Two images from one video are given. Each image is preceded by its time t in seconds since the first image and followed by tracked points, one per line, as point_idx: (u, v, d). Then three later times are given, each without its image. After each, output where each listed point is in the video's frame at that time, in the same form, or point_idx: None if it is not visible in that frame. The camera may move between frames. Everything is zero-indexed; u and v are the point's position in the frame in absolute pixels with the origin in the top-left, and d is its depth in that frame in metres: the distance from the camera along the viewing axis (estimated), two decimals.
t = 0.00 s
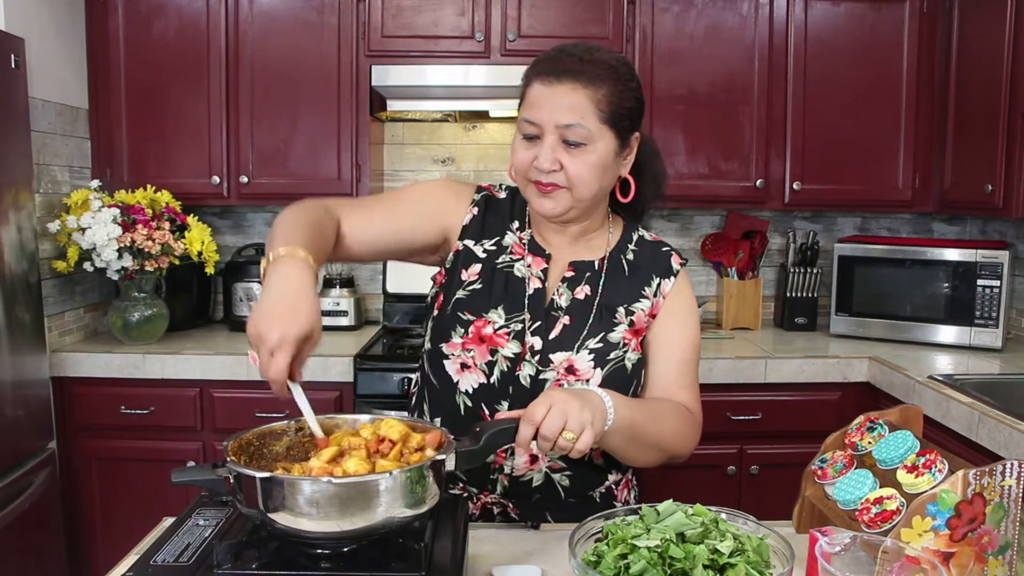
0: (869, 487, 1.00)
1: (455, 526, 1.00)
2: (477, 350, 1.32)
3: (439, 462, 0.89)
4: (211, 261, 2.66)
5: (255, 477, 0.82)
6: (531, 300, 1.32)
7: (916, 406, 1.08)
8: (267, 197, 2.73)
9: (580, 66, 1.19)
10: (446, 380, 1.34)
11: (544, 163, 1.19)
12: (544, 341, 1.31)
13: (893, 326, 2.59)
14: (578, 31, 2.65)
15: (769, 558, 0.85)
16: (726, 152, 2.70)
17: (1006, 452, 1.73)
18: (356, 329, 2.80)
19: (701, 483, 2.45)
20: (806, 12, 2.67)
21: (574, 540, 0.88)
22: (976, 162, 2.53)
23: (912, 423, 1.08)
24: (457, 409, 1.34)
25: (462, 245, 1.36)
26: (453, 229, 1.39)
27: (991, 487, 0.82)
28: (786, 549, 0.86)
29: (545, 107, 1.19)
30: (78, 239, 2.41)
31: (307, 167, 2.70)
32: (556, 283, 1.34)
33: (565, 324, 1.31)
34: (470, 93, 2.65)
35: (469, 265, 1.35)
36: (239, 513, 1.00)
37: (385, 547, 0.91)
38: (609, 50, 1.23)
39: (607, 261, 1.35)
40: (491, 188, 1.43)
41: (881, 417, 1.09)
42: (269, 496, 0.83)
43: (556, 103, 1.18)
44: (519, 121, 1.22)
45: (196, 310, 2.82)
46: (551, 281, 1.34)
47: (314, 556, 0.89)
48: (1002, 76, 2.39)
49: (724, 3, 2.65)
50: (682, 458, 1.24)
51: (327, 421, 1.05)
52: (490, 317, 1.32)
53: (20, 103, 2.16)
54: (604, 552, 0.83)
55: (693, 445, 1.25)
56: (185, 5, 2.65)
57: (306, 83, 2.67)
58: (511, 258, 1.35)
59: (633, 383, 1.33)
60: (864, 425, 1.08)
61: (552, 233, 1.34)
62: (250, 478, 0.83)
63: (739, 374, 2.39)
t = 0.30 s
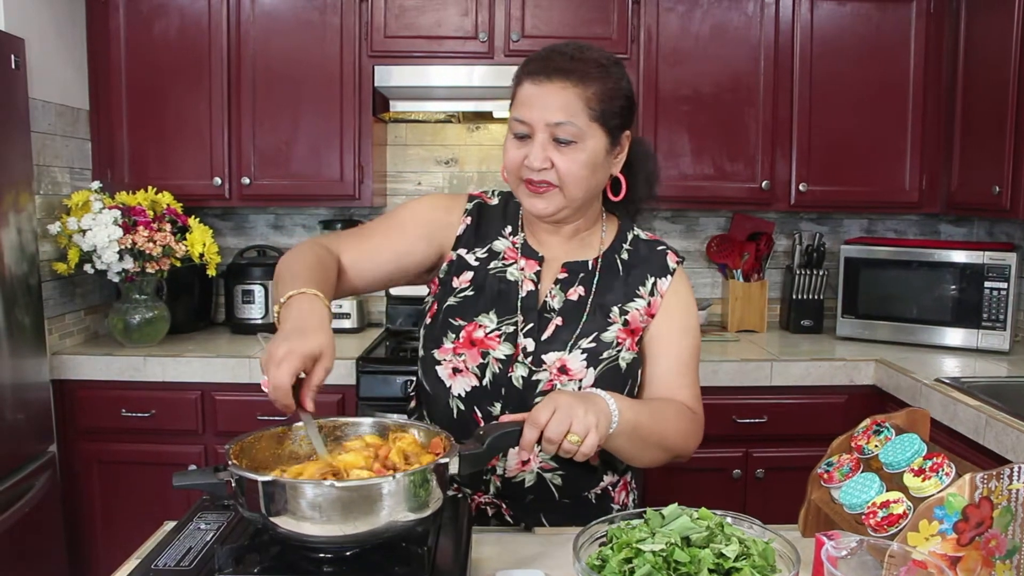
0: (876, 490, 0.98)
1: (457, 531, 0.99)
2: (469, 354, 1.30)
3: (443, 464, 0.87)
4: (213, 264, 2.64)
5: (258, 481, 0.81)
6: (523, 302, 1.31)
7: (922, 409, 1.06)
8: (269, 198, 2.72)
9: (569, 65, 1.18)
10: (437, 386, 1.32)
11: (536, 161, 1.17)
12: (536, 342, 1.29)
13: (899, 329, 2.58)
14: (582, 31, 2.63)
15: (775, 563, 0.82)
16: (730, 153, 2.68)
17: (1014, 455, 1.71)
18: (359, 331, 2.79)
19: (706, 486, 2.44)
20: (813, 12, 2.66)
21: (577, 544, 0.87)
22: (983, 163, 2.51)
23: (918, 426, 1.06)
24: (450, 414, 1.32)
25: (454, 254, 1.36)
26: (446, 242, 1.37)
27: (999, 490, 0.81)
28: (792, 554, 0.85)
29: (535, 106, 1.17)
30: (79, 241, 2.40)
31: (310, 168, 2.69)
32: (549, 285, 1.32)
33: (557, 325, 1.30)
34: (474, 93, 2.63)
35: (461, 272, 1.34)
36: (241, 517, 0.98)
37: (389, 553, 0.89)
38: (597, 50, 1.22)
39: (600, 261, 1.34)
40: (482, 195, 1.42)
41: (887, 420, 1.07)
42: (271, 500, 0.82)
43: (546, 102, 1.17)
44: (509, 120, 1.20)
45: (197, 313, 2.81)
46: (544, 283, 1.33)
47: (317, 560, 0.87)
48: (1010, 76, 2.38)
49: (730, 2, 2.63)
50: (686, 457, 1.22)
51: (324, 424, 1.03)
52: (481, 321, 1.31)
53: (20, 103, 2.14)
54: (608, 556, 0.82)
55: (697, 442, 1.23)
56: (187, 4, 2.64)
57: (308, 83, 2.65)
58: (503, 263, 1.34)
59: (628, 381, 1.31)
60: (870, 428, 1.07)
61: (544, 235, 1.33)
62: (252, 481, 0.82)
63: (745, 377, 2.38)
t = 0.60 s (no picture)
0: (884, 494, 0.96)
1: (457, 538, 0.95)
2: (459, 357, 1.28)
3: (447, 469, 0.87)
4: (215, 266, 2.63)
5: (259, 486, 0.80)
6: (511, 302, 1.30)
7: (931, 413, 1.06)
8: (272, 200, 2.70)
9: (556, 65, 1.18)
10: (429, 393, 1.29)
11: (523, 161, 1.18)
12: (526, 341, 1.27)
13: (906, 331, 2.56)
14: (587, 31, 2.61)
15: (782, 567, 0.81)
16: (736, 154, 2.66)
17: None
18: (362, 334, 2.77)
19: (712, 490, 2.42)
20: (819, 12, 2.64)
21: (581, 549, 0.85)
22: (992, 165, 2.50)
23: (927, 430, 1.06)
24: (443, 418, 1.28)
25: (437, 262, 1.35)
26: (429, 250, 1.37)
27: (1007, 494, 0.82)
28: (799, 558, 0.84)
29: (522, 106, 1.17)
30: (80, 243, 2.38)
31: (312, 170, 2.67)
32: (538, 285, 1.31)
33: (546, 323, 1.28)
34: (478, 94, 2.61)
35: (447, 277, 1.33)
36: (242, 521, 0.97)
37: (392, 557, 0.88)
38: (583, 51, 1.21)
39: (588, 258, 1.31)
40: (467, 199, 1.40)
41: (895, 424, 1.07)
42: (274, 504, 0.80)
43: (533, 101, 1.17)
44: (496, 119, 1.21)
45: (199, 315, 2.79)
46: (531, 283, 1.31)
47: (318, 564, 0.85)
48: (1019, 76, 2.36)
49: (736, 3, 2.62)
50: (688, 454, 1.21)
51: (321, 428, 1.03)
52: (468, 323, 1.29)
53: (20, 104, 2.12)
54: (613, 560, 0.80)
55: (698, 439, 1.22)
56: (189, 5, 2.62)
57: (310, 84, 2.63)
58: (490, 266, 1.32)
59: (619, 377, 1.28)
60: (878, 431, 1.05)
61: (528, 232, 1.31)
62: (253, 486, 0.80)
63: (751, 380, 2.36)
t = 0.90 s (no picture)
0: (882, 493, 0.97)
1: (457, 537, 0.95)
2: (464, 359, 1.28)
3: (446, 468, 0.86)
4: (214, 265, 2.63)
5: (259, 486, 0.80)
6: (509, 301, 1.30)
7: (930, 415, 1.07)
8: (271, 200, 2.70)
9: (548, 67, 1.18)
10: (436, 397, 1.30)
11: (526, 164, 1.17)
12: (529, 338, 1.28)
13: (905, 331, 2.56)
14: (587, 31, 2.62)
15: (781, 566, 0.81)
16: (735, 154, 2.67)
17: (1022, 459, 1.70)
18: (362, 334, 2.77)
19: (712, 490, 2.43)
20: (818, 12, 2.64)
21: (582, 547, 0.86)
22: (990, 165, 2.50)
23: (927, 432, 1.07)
24: (451, 420, 1.30)
25: (424, 275, 1.34)
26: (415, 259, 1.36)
27: (1005, 493, 0.82)
28: (798, 558, 0.85)
29: (517, 109, 1.16)
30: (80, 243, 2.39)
31: (312, 170, 2.68)
32: (535, 284, 1.32)
33: (547, 321, 1.29)
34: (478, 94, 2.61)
35: (439, 285, 1.33)
36: (244, 521, 0.97)
37: (391, 556, 0.89)
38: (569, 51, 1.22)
39: (581, 255, 1.33)
40: (446, 210, 1.39)
41: (893, 423, 1.07)
42: (274, 504, 0.81)
43: (529, 104, 1.16)
44: (489, 124, 1.19)
45: (199, 315, 2.79)
46: (528, 283, 1.32)
47: (319, 563, 0.86)
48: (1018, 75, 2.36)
49: (735, 3, 2.62)
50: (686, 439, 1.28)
51: (319, 425, 1.03)
52: (471, 326, 1.29)
53: (20, 104, 2.13)
54: (612, 559, 0.80)
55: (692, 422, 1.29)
56: (190, 5, 2.62)
57: (310, 84, 2.64)
58: (483, 269, 1.33)
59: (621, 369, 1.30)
60: (875, 431, 1.06)
61: (521, 232, 1.32)
62: (254, 486, 0.81)
63: (750, 380, 2.37)
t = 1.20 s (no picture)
0: (875, 489, 0.99)
1: (457, 532, 0.99)
2: (490, 357, 1.29)
3: (444, 465, 0.87)
4: (213, 263, 2.65)
5: (259, 481, 0.82)
6: (530, 298, 1.30)
7: (921, 409, 1.08)
8: (268, 198, 2.72)
9: (544, 64, 1.20)
10: (461, 395, 1.30)
11: (529, 160, 1.18)
12: (553, 335, 1.29)
13: (897, 328, 2.58)
14: (582, 31, 2.64)
15: (774, 562, 0.83)
16: (729, 153, 2.68)
17: (1012, 455, 1.72)
18: (358, 332, 2.79)
19: (705, 486, 2.45)
20: (811, 12, 2.66)
21: (576, 543, 0.87)
22: (982, 164, 2.52)
23: (917, 425, 1.08)
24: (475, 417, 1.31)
25: (443, 271, 1.31)
26: (429, 265, 1.31)
27: (996, 490, 0.81)
28: (791, 553, 0.85)
29: (517, 106, 1.18)
30: (79, 241, 2.41)
31: (310, 168, 2.69)
32: (554, 281, 1.32)
33: (569, 317, 1.30)
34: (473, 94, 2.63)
35: (459, 282, 1.30)
36: (241, 516, 0.99)
37: (387, 550, 0.90)
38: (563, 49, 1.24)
39: (595, 250, 1.34)
40: (450, 210, 1.37)
41: (886, 419, 1.08)
42: (272, 499, 0.82)
43: (527, 101, 1.18)
44: (489, 126, 1.21)
45: (197, 313, 2.81)
46: (547, 279, 1.32)
47: (316, 559, 0.87)
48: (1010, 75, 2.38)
49: (729, 3, 2.64)
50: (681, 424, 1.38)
51: (317, 422, 1.04)
52: (495, 323, 1.29)
53: (20, 103, 2.14)
54: (608, 555, 0.83)
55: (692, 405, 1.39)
56: (188, 5, 2.64)
57: (308, 84, 2.65)
58: (499, 265, 1.31)
59: (637, 360, 1.35)
60: (869, 427, 1.08)
61: (532, 231, 1.32)
62: (253, 481, 0.82)
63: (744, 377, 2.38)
